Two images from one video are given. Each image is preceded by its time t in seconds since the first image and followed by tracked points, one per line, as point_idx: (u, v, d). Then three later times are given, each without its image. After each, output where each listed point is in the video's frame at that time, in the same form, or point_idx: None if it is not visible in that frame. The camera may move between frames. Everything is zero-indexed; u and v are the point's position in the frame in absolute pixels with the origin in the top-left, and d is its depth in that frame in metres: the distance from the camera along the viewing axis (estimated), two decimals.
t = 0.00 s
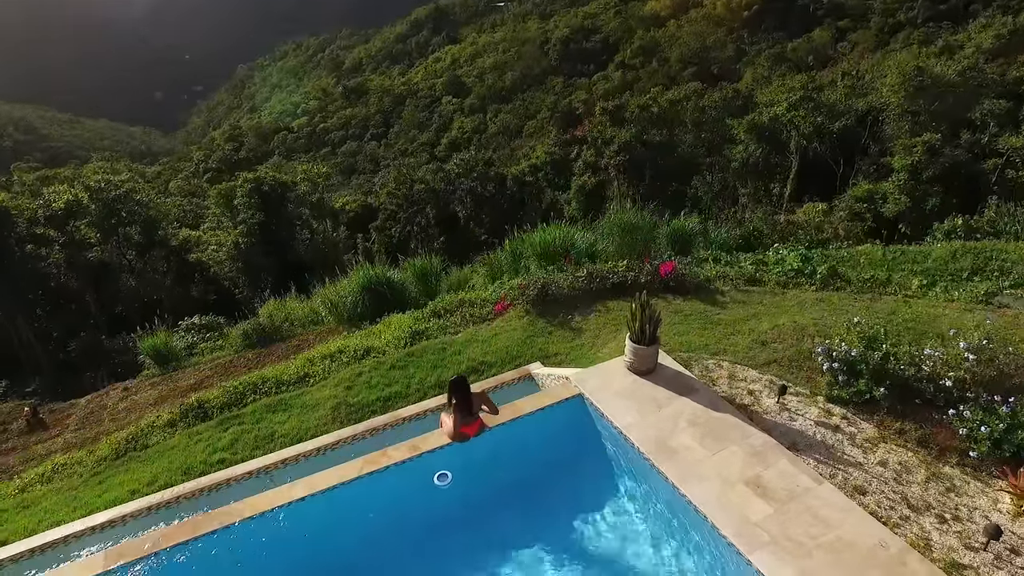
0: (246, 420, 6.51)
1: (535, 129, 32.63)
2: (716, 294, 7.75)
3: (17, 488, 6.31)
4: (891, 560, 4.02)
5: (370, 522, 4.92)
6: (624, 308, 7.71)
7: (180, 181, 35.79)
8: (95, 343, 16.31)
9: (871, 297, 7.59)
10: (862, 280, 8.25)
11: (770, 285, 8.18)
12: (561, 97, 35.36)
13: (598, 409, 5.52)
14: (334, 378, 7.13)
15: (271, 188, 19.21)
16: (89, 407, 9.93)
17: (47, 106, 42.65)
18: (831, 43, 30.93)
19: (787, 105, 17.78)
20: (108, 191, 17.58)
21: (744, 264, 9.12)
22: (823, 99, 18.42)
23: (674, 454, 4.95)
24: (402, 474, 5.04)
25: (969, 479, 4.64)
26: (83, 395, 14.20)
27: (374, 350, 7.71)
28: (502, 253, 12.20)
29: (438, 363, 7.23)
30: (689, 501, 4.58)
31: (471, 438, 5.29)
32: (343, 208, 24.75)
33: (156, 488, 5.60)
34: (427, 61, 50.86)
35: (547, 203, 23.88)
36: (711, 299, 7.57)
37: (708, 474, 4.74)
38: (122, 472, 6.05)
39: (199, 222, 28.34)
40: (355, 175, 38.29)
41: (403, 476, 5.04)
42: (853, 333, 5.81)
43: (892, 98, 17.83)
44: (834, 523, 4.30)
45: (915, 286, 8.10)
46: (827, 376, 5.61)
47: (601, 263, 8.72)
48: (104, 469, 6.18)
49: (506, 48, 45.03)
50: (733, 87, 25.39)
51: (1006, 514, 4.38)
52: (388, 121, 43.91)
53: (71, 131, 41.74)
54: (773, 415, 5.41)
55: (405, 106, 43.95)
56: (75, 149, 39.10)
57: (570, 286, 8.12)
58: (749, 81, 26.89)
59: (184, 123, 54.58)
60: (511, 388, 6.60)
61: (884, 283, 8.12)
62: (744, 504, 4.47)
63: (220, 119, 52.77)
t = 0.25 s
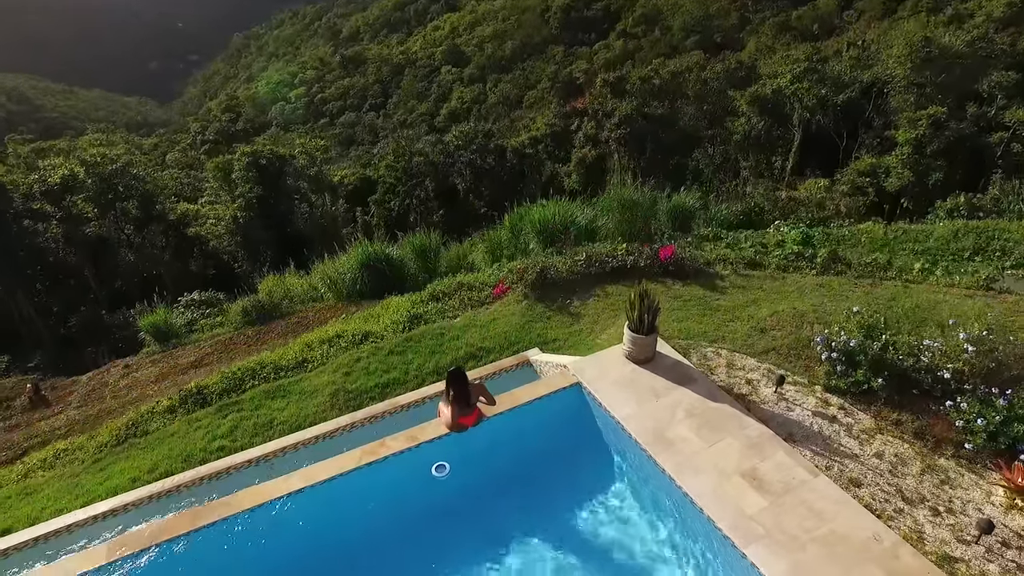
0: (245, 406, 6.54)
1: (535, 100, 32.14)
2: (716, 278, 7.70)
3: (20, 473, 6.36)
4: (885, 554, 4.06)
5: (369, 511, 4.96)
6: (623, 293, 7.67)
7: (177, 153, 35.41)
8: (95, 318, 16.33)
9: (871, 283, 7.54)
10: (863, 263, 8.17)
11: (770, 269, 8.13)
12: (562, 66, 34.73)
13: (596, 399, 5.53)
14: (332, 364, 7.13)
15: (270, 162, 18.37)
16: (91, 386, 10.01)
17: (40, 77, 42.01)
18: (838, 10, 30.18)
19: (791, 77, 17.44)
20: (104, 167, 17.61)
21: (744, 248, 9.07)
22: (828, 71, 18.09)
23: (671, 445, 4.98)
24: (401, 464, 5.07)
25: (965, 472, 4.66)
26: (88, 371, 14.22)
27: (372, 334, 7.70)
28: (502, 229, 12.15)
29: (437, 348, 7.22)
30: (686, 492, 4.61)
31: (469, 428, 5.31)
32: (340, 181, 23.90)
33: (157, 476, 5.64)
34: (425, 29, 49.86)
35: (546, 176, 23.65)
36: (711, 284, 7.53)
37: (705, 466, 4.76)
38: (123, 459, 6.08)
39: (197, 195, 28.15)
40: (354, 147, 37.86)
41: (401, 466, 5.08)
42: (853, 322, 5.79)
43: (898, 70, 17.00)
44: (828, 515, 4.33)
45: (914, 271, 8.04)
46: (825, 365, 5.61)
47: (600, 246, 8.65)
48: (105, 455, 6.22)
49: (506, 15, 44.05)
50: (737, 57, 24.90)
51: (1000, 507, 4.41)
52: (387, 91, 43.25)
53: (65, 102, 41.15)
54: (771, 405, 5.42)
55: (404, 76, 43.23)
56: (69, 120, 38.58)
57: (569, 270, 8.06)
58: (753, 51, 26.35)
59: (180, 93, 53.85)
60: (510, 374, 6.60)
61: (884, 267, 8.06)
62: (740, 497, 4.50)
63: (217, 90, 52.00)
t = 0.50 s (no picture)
0: (247, 393, 6.57)
1: (539, 72, 31.57)
2: (719, 264, 7.65)
3: (27, 457, 6.44)
4: (881, 549, 4.10)
5: (370, 501, 5.01)
6: (625, 279, 7.63)
7: (177, 124, 35.02)
8: (98, 292, 16.60)
9: (874, 269, 7.47)
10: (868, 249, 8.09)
11: (772, 255, 8.06)
12: (567, 35, 33.99)
13: (598, 389, 5.53)
14: (334, 349, 7.14)
15: (269, 135, 18.15)
16: (97, 364, 10.08)
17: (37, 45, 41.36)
18: None
19: (799, 48, 17.05)
20: (104, 140, 17.41)
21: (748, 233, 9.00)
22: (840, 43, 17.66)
23: (671, 437, 5.00)
24: (402, 455, 5.11)
25: (963, 467, 4.69)
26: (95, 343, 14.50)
27: (373, 319, 7.69)
28: (505, 203, 12.14)
29: (438, 334, 7.23)
30: (685, 486, 4.64)
31: (470, 418, 5.33)
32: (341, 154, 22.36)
33: (162, 462, 5.70)
34: None
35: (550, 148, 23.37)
36: (713, 271, 7.48)
37: (705, 459, 4.78)
38: (127, 445, 6.14)
39: (198, 167, 27.92)
40: (356, 118, 37.38)
41: (402, 457, 5.11)
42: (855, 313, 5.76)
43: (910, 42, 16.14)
44: (826, 510, 4.36)
45: (920, 256, 7.95)
46: (827, 357, 5.60)
47: (603, 230, 8.57)
48: (110, 441, 6.28)
49: None
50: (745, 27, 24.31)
51: (997, 503, 4.43)
52: (389, 61, 42.51)
53: (63, 71, 40.57)
54: (771, 396, 5.43)
55: (405, 45, 42.43)
56: (68, 90, 38.09)
57: (571, 255, 8.01)
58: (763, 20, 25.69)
59: (179, 62, 53.06)
60: (511, 362, 6.62)
61: (888, 252, 7.97)
62: (739, 491, 4.53)
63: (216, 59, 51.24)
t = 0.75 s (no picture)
0: (252, 379, 6.62)
1: (545, 41, 30.94)
2: (724, 251, 7.59)
3: (37, 441, 6.53)
4: (878, 546, 4.14)
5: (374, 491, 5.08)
6: (629, 265, 7.59)
7: (178, 94, 34.60)
8: (103, 265, 16.56)
9: (880, 258, 7.41)
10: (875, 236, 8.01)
11: (778, 242, 7.99)
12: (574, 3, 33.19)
13: (600, 381, 5.55)
14: (337, 335, 7.17)
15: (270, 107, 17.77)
16: (103, 341, 10.13)
17: (35, 11, 40.68)
18: None
19: (811, 20, 16.61)
20: (106, 112, 16.98)
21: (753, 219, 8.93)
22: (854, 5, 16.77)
23: (673, 431, 5.02)
24: (405, 446, 5.15)
25: (963, 463, 4.71)
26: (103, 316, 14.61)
27: (377, 304, 7.70)
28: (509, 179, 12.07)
29: (441, 321, 7.23)
30: (686, 480, 4.68)
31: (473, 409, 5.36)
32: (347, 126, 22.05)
33: (169, 449, 5.77)
34: None
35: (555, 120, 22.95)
36: (718, 258, 7.44)
37: (706, 454, 4.82)
38: (134, 431, 6.21)
39: (199, 139, 27.68)
40: (359, 88, 36.84)
41: (406, 448, 5.16)
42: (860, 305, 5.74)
43: (922, 13, 15.37)
44: (825, 505, 4.39)
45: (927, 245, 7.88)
46: (830, 351, 5.59)
47: (607, 215, 8.50)
48: (117, 426, 6.35)
49: None
50: None
51: (995, 500, 4.46)
52: (392, 29, 41.69)
53: (61, 39, 39.95)
54: (773, 389, 5.44)
55: (409, 12, 41.55)
56: (68, 58, 37.56)
57: (575, 241, 7.96)
58: None
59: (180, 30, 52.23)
60: (514, 350, 6.63)
61: (895, 241, 7.90)
62: (739, 485, 4.57)
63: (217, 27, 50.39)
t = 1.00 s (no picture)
0: (259, 366, 6.68)
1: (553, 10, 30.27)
2: (730, 239, 7.55)
3: (47, 424, 6.62)
4: (876, 543, 4.18)
5: (379, 482, 5.16)
6: (635, 253, 7.55)
7: (181, 63, 34.18)
8: (110, 238, 16.49)
9: (888, 248, 7.35)
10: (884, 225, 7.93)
11: (786, 230, 7.93)
12: None
13: (604, 373, 5.58)
14: (343, 322, 7.20)
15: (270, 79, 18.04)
16: (109, 318, 10.19)
17: None
18: None
19: None
20: (108, 84, 16.81)
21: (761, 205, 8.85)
22: None
23: (675, 426, 5.06)
24: (410, 437, 5.21)
25: (963, 461, 4.74)
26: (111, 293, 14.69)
27: (382, 290, 7.71)
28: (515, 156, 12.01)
29: (446, 308, 7.25)
30: (687, 475, 4.73)
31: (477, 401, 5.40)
32: (350, 99, 21.59)
33: (177, 436, 5.86)
34: None
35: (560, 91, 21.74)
36: (724, 246, 7.39)
37: (707, 449, 4.85)
38: (143, 416, 6.29)
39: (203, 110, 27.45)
40: (363, 57, 36.27)
41: (411, 440, 5.22)
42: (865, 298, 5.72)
43: None
44: (824, 503, 4.43)
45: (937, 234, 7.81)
46: (835, 346, 5.59)
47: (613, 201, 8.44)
48: (126, 411, 6.44)
49: None
50: None
51: (994, 499, 4.50)
52: None
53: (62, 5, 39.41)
54: (777, 384, 5.45)
55: None
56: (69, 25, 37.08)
57: (581, 228, 7.92)
58: None
59: None
60: (519, 338, 6.66)
61: (904, 229, 7.83)
62: (740, 481, 4.61)
63: None
